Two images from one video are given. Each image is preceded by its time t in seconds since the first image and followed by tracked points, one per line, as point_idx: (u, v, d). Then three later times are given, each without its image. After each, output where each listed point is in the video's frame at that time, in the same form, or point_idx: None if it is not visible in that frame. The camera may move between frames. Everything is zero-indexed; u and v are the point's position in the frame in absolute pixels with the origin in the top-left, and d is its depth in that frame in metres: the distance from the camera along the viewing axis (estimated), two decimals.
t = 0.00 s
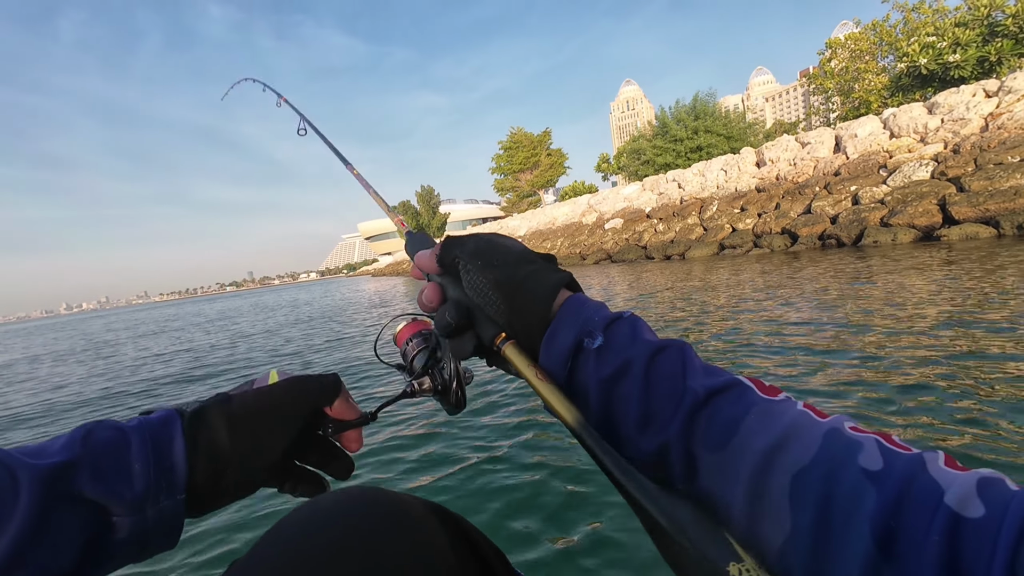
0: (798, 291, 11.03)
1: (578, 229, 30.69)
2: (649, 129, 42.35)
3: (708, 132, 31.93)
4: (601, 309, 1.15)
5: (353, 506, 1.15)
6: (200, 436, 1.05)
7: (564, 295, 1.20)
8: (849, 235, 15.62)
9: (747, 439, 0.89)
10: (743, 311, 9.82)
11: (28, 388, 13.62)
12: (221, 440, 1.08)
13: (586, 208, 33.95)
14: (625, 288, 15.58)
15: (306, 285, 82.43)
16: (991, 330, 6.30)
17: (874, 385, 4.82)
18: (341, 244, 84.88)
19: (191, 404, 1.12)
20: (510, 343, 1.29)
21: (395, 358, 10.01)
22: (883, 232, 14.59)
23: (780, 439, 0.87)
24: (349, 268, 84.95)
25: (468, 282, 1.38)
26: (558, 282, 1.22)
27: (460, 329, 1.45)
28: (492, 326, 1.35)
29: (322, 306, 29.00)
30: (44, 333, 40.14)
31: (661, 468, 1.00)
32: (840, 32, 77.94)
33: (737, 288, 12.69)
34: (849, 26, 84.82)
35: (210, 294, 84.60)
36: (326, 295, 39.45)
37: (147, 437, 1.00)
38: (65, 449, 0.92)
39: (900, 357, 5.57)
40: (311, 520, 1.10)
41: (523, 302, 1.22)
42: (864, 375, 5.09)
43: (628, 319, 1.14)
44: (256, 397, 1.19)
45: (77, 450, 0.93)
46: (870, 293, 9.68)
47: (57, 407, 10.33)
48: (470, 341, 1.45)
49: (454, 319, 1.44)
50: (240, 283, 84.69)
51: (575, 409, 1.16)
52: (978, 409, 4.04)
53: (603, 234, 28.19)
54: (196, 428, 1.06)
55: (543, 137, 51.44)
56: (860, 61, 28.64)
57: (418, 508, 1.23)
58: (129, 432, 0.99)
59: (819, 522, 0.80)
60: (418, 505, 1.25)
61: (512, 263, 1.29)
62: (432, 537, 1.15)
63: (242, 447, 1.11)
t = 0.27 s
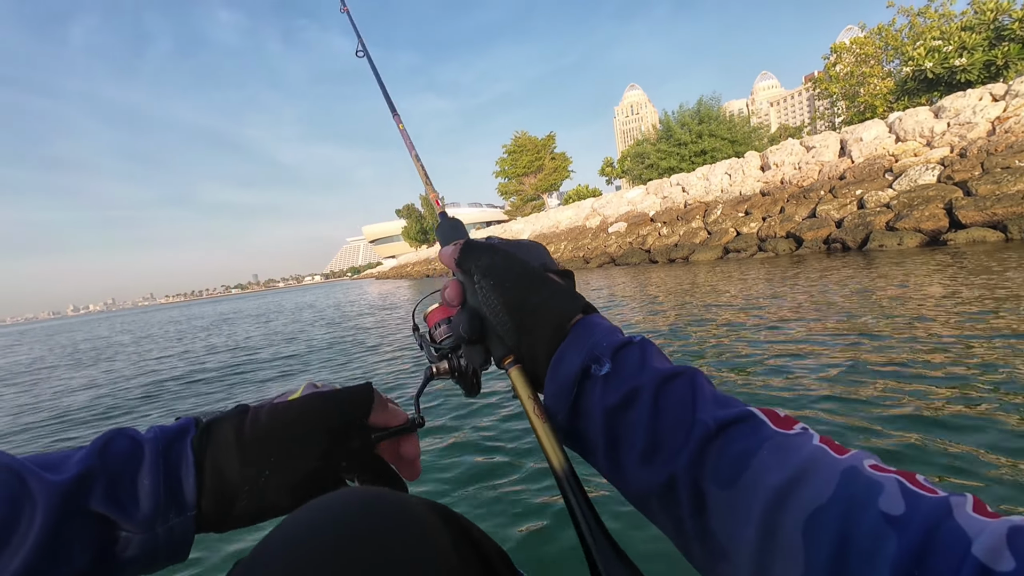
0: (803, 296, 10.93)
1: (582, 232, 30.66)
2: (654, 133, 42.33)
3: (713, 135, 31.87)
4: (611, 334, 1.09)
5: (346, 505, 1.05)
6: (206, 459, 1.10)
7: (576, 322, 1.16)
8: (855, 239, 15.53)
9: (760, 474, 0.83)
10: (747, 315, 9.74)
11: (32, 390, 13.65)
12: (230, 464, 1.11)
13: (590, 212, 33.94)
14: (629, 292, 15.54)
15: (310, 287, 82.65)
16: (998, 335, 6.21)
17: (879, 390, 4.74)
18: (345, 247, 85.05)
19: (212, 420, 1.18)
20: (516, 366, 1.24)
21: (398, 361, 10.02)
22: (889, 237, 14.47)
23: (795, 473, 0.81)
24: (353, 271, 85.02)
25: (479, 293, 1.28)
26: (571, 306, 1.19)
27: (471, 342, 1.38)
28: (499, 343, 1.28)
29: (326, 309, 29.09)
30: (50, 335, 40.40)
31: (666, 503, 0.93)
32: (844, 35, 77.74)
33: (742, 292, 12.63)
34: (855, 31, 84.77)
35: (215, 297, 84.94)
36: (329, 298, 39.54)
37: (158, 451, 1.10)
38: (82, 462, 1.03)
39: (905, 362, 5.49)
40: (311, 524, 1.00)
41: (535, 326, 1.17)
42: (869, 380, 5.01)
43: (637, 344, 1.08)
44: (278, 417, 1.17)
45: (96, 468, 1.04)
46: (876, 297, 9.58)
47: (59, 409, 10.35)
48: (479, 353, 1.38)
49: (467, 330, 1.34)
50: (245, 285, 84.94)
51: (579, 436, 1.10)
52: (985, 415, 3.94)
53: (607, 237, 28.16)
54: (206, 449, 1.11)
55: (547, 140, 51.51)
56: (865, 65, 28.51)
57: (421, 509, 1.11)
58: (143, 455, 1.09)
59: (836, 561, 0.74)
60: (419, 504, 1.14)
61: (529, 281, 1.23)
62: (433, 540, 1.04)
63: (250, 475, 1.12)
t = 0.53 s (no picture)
0: (806, 298, 10.84)
1: (585, 235, 30.60)
2: (657, 136, 42.32)
3: (716, 139, 31.79)
4: (622, 372, 1.05)
5: (332, 500, 1.02)
6: (202, 448, 1.07)
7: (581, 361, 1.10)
8: (859, 242, 15.41)
9: (795, 534, 0.78)
10: (750, 318, 9.66)
11: (33, 391, 13.62)
12: (228, 453, 1.08)
13: (593, 215, 33.87)
14: (632, 295, 15.45)
15: (313, 289, 82.72)
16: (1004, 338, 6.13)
17: (883, 391, 4.67)
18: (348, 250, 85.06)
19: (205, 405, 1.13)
20: (525, 424, 1.24)
21: (400, 362, 9.97)
22: (894, 239, 14.36)
23: (834, 532, 0.76)
24: (356, 273, 85.04)
25: (478, 354, 1.34)
26: (568, 343, 1.16)
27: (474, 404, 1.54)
28: (505, 399, 1.27)
29: (327, 311, 29.06)
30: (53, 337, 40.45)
31: (696, 560, 0.89)
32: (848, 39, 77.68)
33: (745, 295, 12.53)
34: (858, 35, 84.89)
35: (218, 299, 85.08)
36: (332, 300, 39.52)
37: (150, 439, 1.04)
38: (68, 452, 0.96)
39: (910, 364, 5.41)
40: (301, 518, 0.98)
41: (536, 375, 1.16)
42: (873, 382, 4.94)
43: (651, 381, 1.04)
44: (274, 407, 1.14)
45: (84, 458, 0.97)
46: (880, 300, 9.49)
47: (60, 409, 10.31)
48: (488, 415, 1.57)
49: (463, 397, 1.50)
50: (248, 288, 84.99)
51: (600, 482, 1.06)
52: (996, 415, 3.86)
53: (609, 240, 28.07)
54: (202, 436, 1.08)
55: (550, 144, 51.58)
56: (870, 68, 28.44)
57: (415, 499, 1.08)
58: (137, 443, 1.03)
59: None
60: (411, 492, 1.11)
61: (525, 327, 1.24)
62: (432, 530, 1.01)
63: (250, 463, 1.10)
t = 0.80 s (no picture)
0: (809, 301, 10.79)
1: (587, 238, 30.54)
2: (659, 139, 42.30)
3: (718, 141, 31.74)
4: (657, 400, 1.06)
5: (322, 499, 0.97)
6: (212, 474, 1.12)
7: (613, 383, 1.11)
8: (863, 245, 15.30)
9: None
10: (752, 321, 9.61)
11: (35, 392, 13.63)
12: (234, 487, 1.13)
13: (595, 217, 33.82)
14: (635, 298, 15.38)
15: (315, 291, 82.74)
16: (1009, 341, 6.08)
17: (886, 395, 4.62)
18: (350, 252, 85.10)
19: (225, 433, 1.19)
20: (551, 442, 1.24)
21: (402, 366, 9.96)
22: (897, 242, 14.29)
23: None
24: (359, 276, 85.00)
25: (502, 374, 1.36)
26: (600, 360, 1.16)
27: (498, 428, 1.47)
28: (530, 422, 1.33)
29: (329, 313, 29.04)
30: (55, 338, 40.45)
31: None
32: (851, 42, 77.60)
33: (749, 298, 12.46)
34: (861, 38, 84.84)
35: (220, 301, 85.11)
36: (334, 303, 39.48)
37: (166, 454, 1.09)
38: (92, 457, 0.98)
39: (914, 367, 5.37)
40: (271, 524, 0.92)
41: (562, 396, 1.16)
42: (876, 385, 4.90)
43: (690, 413, 1.04)
44: (286, 459, 1.20)
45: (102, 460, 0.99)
46: (883, 303, 9.44)
47: (62, 411, 10.30)
48: (507, 444, 1.47)
49: (491, 418, 1.46)
50: (251, 289, 85.00)
51: (633, 509, 1.07)
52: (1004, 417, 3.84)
53: (611, 243, 28.01)
54: (214, 463, 1.13)
55: (553, 147, 51.58)
56: (872, 71, 28.40)
57: (409, 492, 1.08)
58: (150, 453, 1.07)
59: None
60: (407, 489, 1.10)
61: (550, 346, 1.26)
62: (431, 531, 1.00)
63: (245, 512, 1.13)
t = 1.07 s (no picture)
0: (812, 304, 10.72)
1: (588, 241, 30.51)
2: (660, 142, 42.30)
3: (719, 144, 31.71)
4: (646, 435, 1.03)
5: (311, 505, 0.91)
6: (214, 475, 1.07)
7: (605, 417, 1.08)
8: (865, 248, 15.27)
9: None
10: (754, 323, 9.55)
11: (38, 393, 13.65)
12: (232, 490, 1.07)
13: (596, 220, 33.81)
14: (636, 300, 15.36)
15: (317, 294, 82.81)
16: (1014, 345, 6.01)
17: (892, 398, 4.55)
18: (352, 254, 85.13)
19: (231, 432, 1.14)
20: (540, 463, 1.16)
21: (402, 368, 9.97)
22: (900, 245, 14.24)
23: None
24: (360, 278, 85.03)
25: (501, 388, 1.28)
26: (600, 401, 1.11)
27: (495, 433, 1.43)
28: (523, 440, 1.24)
29: (330, 315, 29.04)
30: (57, 340, 40.47)
31: None
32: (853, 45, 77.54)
33: (750, 300, 12.44)
34: (863, 41, 84.84)
35: (222, 303, 85.19)
36: (335, 305, 39.42)
37: (172, 450, 1.05)
38: (96, 452, 0.96)
39: (918, 370, 5.30)
40: (283, 514, 0.89)
41: (554, 425, 1.13)
42: (881, 387, 4.83)
43: (678, 447, 1.02)
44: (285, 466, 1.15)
45: (103, 455, 0.97)
46: (886, 306, 9.37)
47: (64, 412, 10.30)
48: (503, 446, 1.44)
49: (489, 422, 1.40)
50: (252, 292, 85.03)
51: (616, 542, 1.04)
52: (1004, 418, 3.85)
53: (613, 245, 27.95)
54: (216, 463, 1.09)
55: (554, 149, 51.59)
56: (874, 73, 28.35)
57: (414, 495, 1.03)
58: (155, 448, 1.04)
59: None
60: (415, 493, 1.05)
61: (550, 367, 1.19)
62: (433, 539, 0.94)
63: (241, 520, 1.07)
